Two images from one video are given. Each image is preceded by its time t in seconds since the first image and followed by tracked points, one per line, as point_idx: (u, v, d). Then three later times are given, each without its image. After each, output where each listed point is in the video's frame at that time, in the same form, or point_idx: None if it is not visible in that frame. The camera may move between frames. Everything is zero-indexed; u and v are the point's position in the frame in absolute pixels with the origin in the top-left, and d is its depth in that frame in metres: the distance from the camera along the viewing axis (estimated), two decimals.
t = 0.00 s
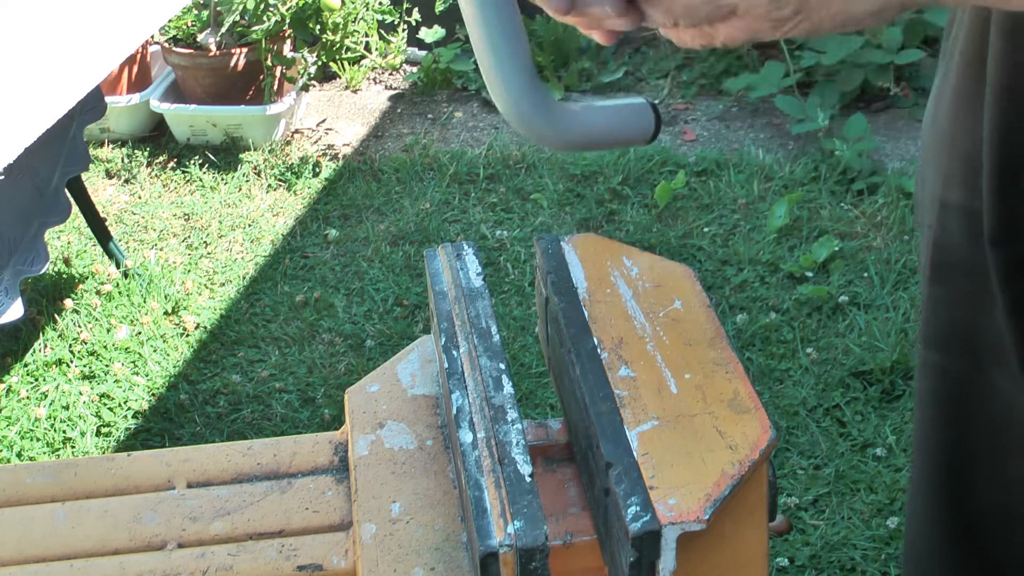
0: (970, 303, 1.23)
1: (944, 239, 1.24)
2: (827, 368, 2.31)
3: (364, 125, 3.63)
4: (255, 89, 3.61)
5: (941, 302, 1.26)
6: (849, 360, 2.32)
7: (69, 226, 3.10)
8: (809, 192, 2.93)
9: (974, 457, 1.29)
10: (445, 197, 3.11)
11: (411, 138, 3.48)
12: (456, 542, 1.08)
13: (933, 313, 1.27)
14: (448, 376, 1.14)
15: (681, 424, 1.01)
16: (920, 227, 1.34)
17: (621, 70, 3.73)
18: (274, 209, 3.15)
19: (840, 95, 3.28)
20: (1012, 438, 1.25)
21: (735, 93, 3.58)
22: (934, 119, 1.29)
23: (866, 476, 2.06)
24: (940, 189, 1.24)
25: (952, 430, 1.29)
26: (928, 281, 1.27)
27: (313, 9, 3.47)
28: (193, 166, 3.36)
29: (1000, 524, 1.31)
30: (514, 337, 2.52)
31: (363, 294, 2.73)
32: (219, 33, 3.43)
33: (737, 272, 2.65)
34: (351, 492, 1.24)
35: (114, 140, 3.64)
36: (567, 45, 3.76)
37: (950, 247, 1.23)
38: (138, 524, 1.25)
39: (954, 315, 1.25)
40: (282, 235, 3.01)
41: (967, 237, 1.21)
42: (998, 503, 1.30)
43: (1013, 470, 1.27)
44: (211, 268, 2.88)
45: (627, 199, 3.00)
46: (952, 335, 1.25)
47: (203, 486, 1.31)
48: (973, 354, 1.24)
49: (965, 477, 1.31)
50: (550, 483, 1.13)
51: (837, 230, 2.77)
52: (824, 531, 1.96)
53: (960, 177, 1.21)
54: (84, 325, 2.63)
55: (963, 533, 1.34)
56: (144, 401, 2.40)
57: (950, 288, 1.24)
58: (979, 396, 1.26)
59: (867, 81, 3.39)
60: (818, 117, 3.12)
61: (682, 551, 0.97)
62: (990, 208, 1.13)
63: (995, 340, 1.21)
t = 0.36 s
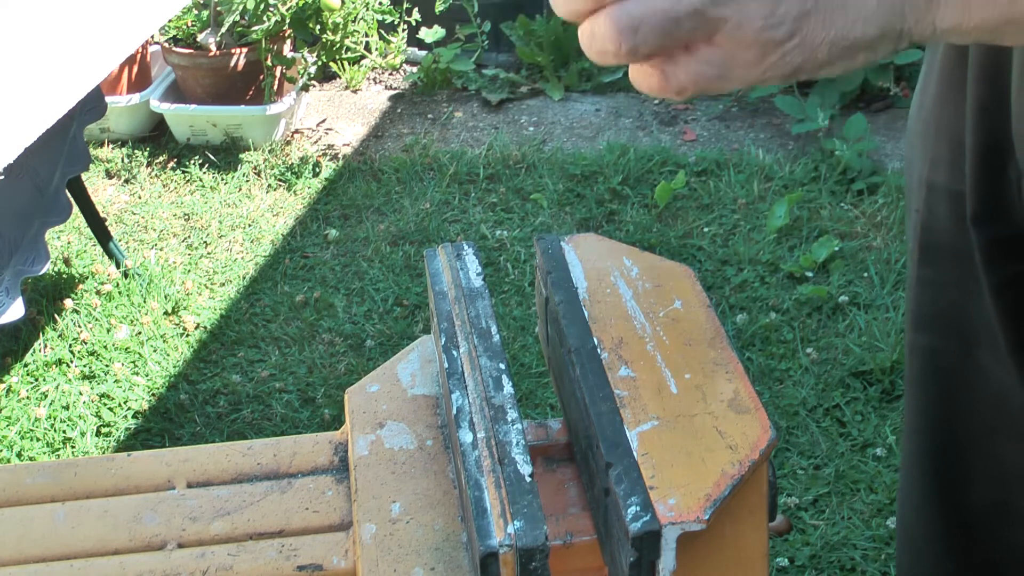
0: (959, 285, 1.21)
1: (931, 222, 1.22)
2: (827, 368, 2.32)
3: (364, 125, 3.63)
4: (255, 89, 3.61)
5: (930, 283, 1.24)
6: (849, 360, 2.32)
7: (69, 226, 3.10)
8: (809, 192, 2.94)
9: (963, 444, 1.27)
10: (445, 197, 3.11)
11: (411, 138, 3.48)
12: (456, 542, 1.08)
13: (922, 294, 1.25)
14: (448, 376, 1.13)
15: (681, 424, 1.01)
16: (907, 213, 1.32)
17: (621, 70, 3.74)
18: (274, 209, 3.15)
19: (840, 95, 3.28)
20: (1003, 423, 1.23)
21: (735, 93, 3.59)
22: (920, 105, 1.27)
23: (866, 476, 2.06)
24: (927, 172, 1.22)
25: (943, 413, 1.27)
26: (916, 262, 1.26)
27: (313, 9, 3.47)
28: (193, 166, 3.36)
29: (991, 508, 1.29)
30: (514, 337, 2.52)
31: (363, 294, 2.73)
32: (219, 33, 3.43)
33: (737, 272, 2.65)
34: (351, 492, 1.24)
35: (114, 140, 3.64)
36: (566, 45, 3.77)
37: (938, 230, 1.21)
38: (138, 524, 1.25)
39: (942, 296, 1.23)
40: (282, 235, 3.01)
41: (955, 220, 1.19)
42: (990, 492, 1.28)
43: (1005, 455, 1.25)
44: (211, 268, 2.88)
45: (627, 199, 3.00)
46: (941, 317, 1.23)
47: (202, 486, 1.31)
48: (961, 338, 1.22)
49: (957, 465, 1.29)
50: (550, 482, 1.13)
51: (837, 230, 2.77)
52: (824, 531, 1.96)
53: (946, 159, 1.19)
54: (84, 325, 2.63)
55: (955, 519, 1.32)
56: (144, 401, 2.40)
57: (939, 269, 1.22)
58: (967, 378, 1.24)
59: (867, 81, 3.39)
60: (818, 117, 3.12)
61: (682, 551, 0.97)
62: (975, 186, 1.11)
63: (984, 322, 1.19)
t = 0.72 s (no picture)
0: (952, 284, 1.20)
1: (923, 221, 1.20)
2: (827, 368, 2.32)
3: (364, 125, 3.63)
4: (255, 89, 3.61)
5: (923, 283, 1.22)
6: (848, 360, 2.32)
7: (69, 226, 3.10)
8: (809, 192, 2.93)
9: (956, 439, 1.28)
10: (445, 197, 3.11)
11: (411, 138, 3.48)
12: (456, 542, 1.08)
13: (915, 294, 1.24)
14: (448, 376, 1.13)
15: (680, 424, 1.01)
16: (894, 208, 1.30)
17: (622, 70, 3.74)
18: (274, 209, 3.15)
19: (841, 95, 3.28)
20: (997, 418, 1.24)
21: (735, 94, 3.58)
22: (909, 99, 1.24)
23: (866, 476, 2.06)
24: (919, 170, 1.20)
25: (936, 411, 1.27)
26: (907, 261, 1.24)
27: (313, 9, 3.46)
28: (193, 166, 3.36)
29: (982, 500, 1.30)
30: (514, 337, 2.52)
31: (363, 294, 2.73)
32: (219, 33, 3.43)
33: (737, 273, 2.65)
34: (351, 492, 1.24)
35: (114, 140, 3.64)
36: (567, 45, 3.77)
37: (930, 230, 1.20)
38: (138, 524, 1.25)
39: (935, 295, 1.22)
40: (282, 235, 3.01)
41: (948, 220, 1.17)
42: (983, 484, 1.29)
43: (998, 448, 1.26)
44: (211, 268, 2.88)
45: (627, 199, 3.00)
46: (934, 316, 1.22)
47: (203, 486, 1.31)
48: (955, 337, 1.22)
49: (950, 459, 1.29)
50: (550, 482, 1.13)
51: (837, 230, 2.77)
52: (824, 531, 1.96)
53: (938, 159, 1.16)
54: (84, 325, 2.63)
55: (948, 512, 1.33)
56: (144, 401, 2.40)
57: (932, 269, 1.21)
58: (960, 376, 1.24)
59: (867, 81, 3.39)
60: (818, 117, 3.12)
61: (682, 551, 0.97)
62: (973, 189, 1.10)
63: (979, 321, 1.19)
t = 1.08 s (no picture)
0: (956, 284, 1.20)
1: (929, 220, 1.21)
2: (827, 368, 2.32)
3: (364, 125, 3.63)
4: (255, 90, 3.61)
5: (928, 282, 1.23)
6: (849, 360, 2.32)
7: (69, 226, 3.10)
8: (809, 192, 2.94)
9: (956, 438, 1.28)
10: (445, 197, 3.11)
11: (411, 138, 3.47)
12: (456, 542, 1.08)
13: (920, 292, 1.24)
14: (448, 376, 1.13)
15: (681, 424, 1.01)
16: (901, 206, 1.31)
17: (621, 70, 3.74)
18: (274, 209, 3.15)
19: (840, 95, 3.28)
20: (998, 419, 1.23)
21: (735, 93, 3.58)
22: (918, 99, 1.25)
23: (866, 476, 2.06)
24: (925, 169, 1.21)
25: (937, 410, 1.27)
26: (913, 259, 1.25)
27: (313, 9, 3.46)
28: (193, 166, 3.36)
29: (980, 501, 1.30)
30: (514, 337, 2.52)
31: (363, 294, 2.73)
32: (219, 33, 3.43)
33: (737, 273, 2.65)
34: (351, 492, 1.24)
35: (114, 140, 3.64)
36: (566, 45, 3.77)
37: (936, 228, 1.20)
38: (138, 524, 1.25)
39: (940, 294, 1.22)
40: (282, 235, 3.01)
41: (954, 219, 1.18)
42: (982, 484, 1.29)
43: (998, 450, 1.25)
44: (211, 268, 2.88)
45: (627, 199, 3.00)
46: (938, 315, 1.23)
47: (202, 486, 1.31)
48: (957, 337, 1.22)
49: (950, 457, 1.30)
50: (550, 482, 1.13)
51: (837, 230, 2.77)
52: (824, 531, 1.96)
53: (946, 158, 1.17)
54: (84, 325, 2.63)
55: (946, 513, 1.32)
56: (144, 401, 2.40)
57: (937, 268, 1.21)
58: (962, 377, 1.24)
59: (867, 81, 3.39)
60: (818, 117, 3.12)
61: (682, 550, 0.97)
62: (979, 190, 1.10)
63: (980, 321, 1.19)
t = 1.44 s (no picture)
0: (959, 287, 1.20)
1: (933, 222, 1.21)
2: (827, 368, 2.32)
3: (364, 125, 3.63)
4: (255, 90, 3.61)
5: (930, 284, 1.23)
6: (849, 360, 2.32)
7: (69, 226, 3.10)
8: (809, 192, 2.94)
9: (959, 440, 1.27)
10: (445, 197, 3.11)
11: (411, 138, 3.47)
12: (456, 542, 1.08)
13: (922, 295, 1.25)
14: (448, 376, 1.13)
15: (680, 424, 1.01)
16: (905, 210, 1.31)
17: (621, 70, 3.74)
18: (274, 209, 3.15)
19: (841, 95, 3.28)
20: (1001, 422, 1.23)
21: (735, 93, 3.58)
22: (922, 102, 1.26)
23: (866, 476, 2.06)
24: (930, 171, 1.22)
25: (939, 413, 1.27)
26: (915, 262, 1.25)
27: (313, 9, 3.45)
28: (193, 166, 3.36)
29: (982, 505, 1.29)
30: (514, 337, 2.52)
31: (363, 294, 2.73)
32: (219, 33, 3.43)
33: (737, 273, 2.65)
34: (351, 492, 1.24)
35: (114, 140, 3.64)
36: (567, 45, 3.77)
37: (939, 232, 1.21)
38: (138, 524, 1.25)
39: (942, 297, 1.22)
40: (282, 235, 3.01)
41: (957, 222, 1.19)
42: (984, 487, 1.28)
43: (1000, 452, 1.25)
44: (211, 268, 2.88)
45: (627, 198, 3.00)
46: (940, 318, 1.23)
47: (202, 486, 1.31)
48: (960, 340, 1.22)
49: (954, 460, 1.29)
50: (549, 482, 1.13)
51: (837, 230, 2.77)
52: (824, 531, 1.96)
53: (949, 161, 1.18)
54: (84, 325, 2.63)
55: (948, 516, 1.32)
56: (144, 401, 2.40)
57: (940, 271, 1.22)
58: (965, 379, 1.24)
59: (867, 81, 3.39)
60: (818, 117, 3.12)
61: (682, 550, 0.97)
62: (984, 190, 1.10)
63: (984, 324, 1.19)
